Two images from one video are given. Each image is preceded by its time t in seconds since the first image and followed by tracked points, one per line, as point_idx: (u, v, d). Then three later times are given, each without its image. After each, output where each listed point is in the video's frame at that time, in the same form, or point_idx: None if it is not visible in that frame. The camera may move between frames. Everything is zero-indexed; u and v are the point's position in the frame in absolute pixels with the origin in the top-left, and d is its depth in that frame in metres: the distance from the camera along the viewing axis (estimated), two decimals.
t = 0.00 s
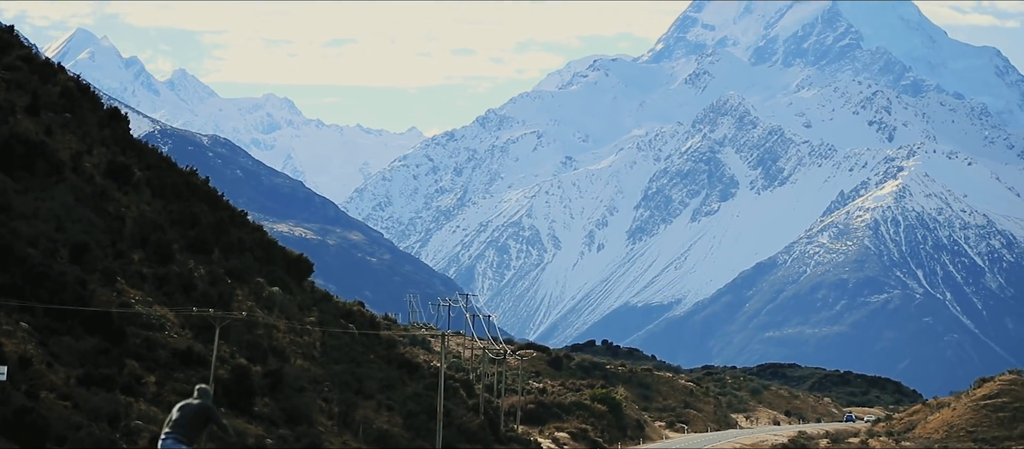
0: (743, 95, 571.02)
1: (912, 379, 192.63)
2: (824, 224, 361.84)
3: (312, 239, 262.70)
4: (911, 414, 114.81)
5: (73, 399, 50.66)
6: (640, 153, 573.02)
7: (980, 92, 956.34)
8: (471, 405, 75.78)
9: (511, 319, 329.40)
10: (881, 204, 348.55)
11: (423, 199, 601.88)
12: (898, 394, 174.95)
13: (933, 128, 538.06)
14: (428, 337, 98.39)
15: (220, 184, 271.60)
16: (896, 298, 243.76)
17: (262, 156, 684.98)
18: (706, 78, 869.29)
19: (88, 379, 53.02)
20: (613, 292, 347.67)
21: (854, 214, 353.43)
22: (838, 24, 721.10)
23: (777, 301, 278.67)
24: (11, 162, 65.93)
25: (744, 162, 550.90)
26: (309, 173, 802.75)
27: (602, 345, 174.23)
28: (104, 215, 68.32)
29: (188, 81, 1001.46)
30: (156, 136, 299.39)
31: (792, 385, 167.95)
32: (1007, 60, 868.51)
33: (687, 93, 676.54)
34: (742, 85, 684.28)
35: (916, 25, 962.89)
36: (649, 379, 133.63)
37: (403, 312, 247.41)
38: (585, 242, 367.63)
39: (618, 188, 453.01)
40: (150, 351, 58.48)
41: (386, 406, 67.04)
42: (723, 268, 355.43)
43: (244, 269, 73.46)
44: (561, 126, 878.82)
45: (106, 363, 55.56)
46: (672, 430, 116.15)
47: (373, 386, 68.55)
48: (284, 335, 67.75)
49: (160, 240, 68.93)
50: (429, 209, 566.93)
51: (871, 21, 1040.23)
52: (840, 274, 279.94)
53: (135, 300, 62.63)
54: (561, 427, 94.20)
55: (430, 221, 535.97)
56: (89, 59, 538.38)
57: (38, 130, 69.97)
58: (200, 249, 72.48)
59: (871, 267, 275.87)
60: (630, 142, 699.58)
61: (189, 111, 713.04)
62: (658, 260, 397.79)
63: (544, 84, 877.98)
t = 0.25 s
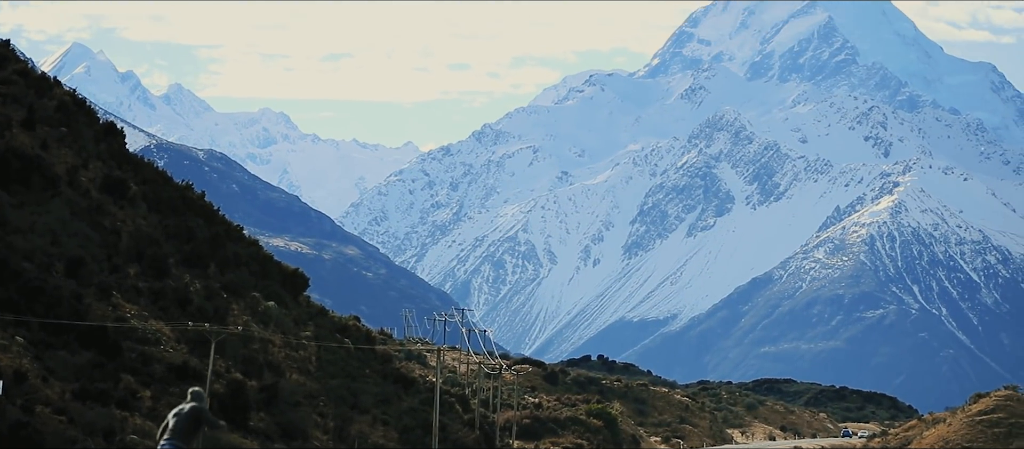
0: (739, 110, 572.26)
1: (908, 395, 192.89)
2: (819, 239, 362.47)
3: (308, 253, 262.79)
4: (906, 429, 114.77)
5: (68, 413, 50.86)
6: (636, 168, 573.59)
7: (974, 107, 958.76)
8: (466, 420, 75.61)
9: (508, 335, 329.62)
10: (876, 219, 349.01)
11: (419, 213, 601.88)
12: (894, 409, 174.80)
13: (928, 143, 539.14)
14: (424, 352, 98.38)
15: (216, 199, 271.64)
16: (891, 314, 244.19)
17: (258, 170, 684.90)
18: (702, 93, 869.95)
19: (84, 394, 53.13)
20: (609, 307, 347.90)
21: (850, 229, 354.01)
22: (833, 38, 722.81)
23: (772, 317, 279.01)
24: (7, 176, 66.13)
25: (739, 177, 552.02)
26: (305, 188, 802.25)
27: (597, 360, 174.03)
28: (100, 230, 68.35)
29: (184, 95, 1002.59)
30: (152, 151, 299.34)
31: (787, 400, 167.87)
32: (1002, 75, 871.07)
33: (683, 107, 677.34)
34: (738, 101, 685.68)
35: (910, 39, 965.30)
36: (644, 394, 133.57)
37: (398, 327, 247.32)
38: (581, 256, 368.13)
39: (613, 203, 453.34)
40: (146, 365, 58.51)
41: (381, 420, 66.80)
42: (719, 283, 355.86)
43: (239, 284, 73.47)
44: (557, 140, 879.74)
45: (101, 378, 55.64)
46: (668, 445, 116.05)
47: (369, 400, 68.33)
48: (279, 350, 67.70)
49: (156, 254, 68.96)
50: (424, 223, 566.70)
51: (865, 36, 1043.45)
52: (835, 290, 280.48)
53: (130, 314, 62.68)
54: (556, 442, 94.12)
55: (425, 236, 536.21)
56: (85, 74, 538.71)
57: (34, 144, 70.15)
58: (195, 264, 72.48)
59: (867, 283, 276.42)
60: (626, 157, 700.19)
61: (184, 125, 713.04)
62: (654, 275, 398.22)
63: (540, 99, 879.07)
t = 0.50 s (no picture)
0: (735, 125, 572.74)
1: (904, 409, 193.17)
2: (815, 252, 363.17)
3: (304, 267, 263.03)
4: (903, 443, 114.30)
5: (63, 427, 51.28)
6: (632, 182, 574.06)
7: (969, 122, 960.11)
8: (461, 435, 75.33)
9: (504, 349, 330.13)
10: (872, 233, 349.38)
11: (415, 227, 601.82)
12: (890, 423, 174.52)
13: (924, 158, 539.84)
14: (419, 367, 98.46)
15: (213, 212, 271.84)
16: (886, 328, 245.25)
17: (254, 184, 684.94)
18: (698, 107, 870.97)
19: (79, 408, 53.29)
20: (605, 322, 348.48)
21: (845, 242, 354.70)
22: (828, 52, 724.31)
23: (768, 331, 279.53)
24: (4, 188, 66.41)
25: (735, 191, 552.56)
26: (301, 201, 801.94)
27: (593, 375, 173.71)
28: (96, 243, 68.42)
29: (181, 109, 1003.21)
30: (148, 164, 299.40)
31: (784, 415, 168.04)
32: (997, 89, 872.22)
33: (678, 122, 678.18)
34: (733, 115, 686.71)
35: (905, 54, 967.48)
36: (640, 408, 133.57)
37: (394, 340, 247.31)
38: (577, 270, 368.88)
39: (609, 217, 453.66)
40: (141, 379, 58.48)
41: (376, 435, 66.37)
42: (714, 299, 356.76)
43: (235, 297, 73.43)
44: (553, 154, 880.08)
45: (96, 391, 55.80)
46: None
47: (364, 414, 67.97)
48: (274, 363, 67.65)
49: (151, 268, 68.92)
50: (420, 237, 566.80)
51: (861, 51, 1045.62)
52: (831, 304, 281.39)
53: (126, 328, 62.79)
54: None
55: (421, 248, 535.65)
56: (82, 87, 538.89)
57: (29, 158, 70.39)
58: (191, 277, 72.49)
59: (863, 298, 276.82)
60: (621, 170, 700.69)
61: (181, 139, 713.04)
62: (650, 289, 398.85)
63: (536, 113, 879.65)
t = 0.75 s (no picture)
0: (730, 138, 573.62)
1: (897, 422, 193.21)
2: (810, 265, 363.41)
3: (299, 280, 263.28)
4: None
5: (57, 440, 51.38)
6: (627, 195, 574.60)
7: (965, 136, 960.98)
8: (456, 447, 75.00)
9: (499, 362, 330.16)
10: (867, 246, 349.69)
11: (410, 239, 602.16)
12: (885, 435, 174.35)
13: (919, 172, 540.40)
14: (415, 379, 98.41)
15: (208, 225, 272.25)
16: (881, 341, 245.45)
17: (249, 196, 685.03)
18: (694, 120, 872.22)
19: (73, 421, 53.40)
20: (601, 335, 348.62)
21: (841, 255, 354.94)
22: (823, 66, 725.38)
23: (763, 344, 279.72)
24: None
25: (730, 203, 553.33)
26: (296, 214, 801.76)
27: (588, 388, 173.38)
28: (91, 256, 68.46)
29: (177, 121, 1003.71)
30: (143, 176, 299.57)
31: (779, 427, 167.91)
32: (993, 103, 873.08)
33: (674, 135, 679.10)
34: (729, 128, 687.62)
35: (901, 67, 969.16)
36: (635, 420, 133.45)
37: (389, 353, 247.40)
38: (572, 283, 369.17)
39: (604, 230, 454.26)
40: (136, 392, 58.50)
41: None
42: (709, 312, 357.25)
43: (230, 310, 73.34)
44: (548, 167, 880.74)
45: (91, 404, 55.88)
46: None
47: (359, 427, 67.51)
48: (269, 376, 67.48)
49: (146, 280, 68.97)
50: (416, 250, 566.97)
51: (856, 64, 1047.29)
52: (826, 318, 281.83)
53: (121, 340, 62.82)
54: None
55: (417, 261, 535.26)
56: (78, 100, 539.51)
57: (25, 170, 70.57)
58: (186, 290, 72.44)
59: (858, 311, 277.16)
60: (617, 183, 700.58)
61: (176, 152, 713.53)
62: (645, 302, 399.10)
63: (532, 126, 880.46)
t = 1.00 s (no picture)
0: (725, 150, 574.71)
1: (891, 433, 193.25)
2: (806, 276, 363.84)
3: (294, 291, 263.25)
4: None
5: None
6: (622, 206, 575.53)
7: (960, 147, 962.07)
8: None
9: (493, 373, 330.15)
10: (862, 258, 350.16)
11: (405, 250, 602.14)
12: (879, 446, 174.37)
13: (914, 183, 541.01)
14: (411, 391, 98.39)
15: (203, 236, 272.21)
16: (876, 353, 245.62)
17: (244, 208, 684.71)
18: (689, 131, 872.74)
19: (68, 431, 53.45)
20: (596, 346, 348.72)
21: (836, 267, 355.36)
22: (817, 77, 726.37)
23: (758, 356, 279.95)
24: None
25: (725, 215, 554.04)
26: (292, 225, 801.18)
27: (584, 400, 173.08)
28: (86, 267, 68.55)
29: (173, 132, 1003.10)
30: (139, 187, 299.95)
31: (774, 438, 167.91)
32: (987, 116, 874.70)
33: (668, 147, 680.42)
34: (723, 140, 689.27)
35: (896, 78, 970.76)
36: (631, 432, 133.32)
37: (384, 364, 247.23)
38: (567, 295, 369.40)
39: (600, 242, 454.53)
40: (131, 403, 58.50)
41: None
42: (704, 323, 357.60)
43: (225, 321, 73.38)
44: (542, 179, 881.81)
45: (86, 415, 55.94)
46: None
47: (355, 438, 67.29)
48: (264, 387, 67.42)
49: (141, 292, 68.99)
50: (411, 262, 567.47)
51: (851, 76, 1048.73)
52: (821, 329, 282.11)
53: (116, 351, 62.88)
54: None
55: (412, 272, 535.05)
56: (73, 111, 539.34)
57: (20, 181, 70.73)
58: (181, 301, 72.44)
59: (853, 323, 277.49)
60: (612, 195, 700.89)
61: (172, 163, 713.17)
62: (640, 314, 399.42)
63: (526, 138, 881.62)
